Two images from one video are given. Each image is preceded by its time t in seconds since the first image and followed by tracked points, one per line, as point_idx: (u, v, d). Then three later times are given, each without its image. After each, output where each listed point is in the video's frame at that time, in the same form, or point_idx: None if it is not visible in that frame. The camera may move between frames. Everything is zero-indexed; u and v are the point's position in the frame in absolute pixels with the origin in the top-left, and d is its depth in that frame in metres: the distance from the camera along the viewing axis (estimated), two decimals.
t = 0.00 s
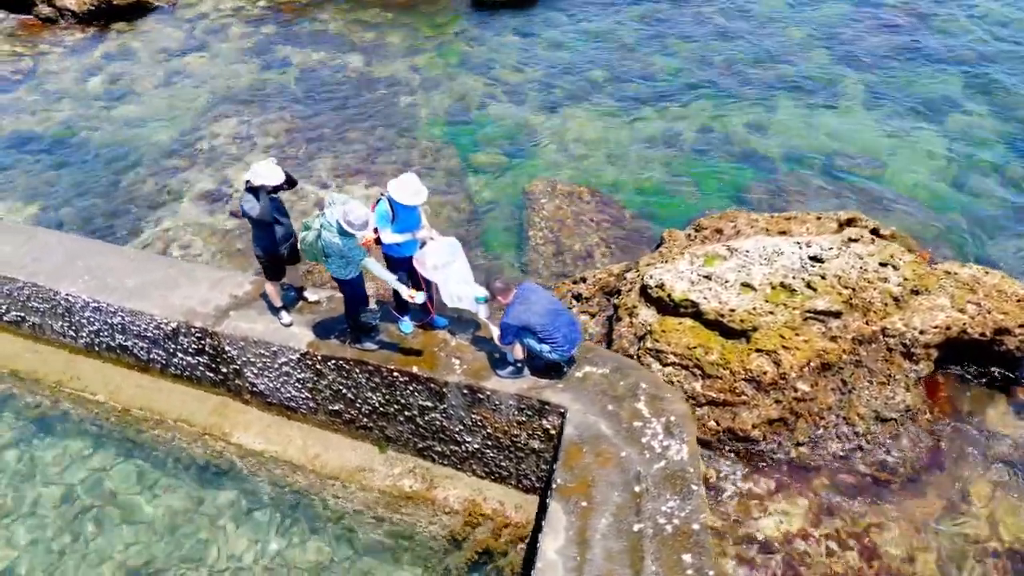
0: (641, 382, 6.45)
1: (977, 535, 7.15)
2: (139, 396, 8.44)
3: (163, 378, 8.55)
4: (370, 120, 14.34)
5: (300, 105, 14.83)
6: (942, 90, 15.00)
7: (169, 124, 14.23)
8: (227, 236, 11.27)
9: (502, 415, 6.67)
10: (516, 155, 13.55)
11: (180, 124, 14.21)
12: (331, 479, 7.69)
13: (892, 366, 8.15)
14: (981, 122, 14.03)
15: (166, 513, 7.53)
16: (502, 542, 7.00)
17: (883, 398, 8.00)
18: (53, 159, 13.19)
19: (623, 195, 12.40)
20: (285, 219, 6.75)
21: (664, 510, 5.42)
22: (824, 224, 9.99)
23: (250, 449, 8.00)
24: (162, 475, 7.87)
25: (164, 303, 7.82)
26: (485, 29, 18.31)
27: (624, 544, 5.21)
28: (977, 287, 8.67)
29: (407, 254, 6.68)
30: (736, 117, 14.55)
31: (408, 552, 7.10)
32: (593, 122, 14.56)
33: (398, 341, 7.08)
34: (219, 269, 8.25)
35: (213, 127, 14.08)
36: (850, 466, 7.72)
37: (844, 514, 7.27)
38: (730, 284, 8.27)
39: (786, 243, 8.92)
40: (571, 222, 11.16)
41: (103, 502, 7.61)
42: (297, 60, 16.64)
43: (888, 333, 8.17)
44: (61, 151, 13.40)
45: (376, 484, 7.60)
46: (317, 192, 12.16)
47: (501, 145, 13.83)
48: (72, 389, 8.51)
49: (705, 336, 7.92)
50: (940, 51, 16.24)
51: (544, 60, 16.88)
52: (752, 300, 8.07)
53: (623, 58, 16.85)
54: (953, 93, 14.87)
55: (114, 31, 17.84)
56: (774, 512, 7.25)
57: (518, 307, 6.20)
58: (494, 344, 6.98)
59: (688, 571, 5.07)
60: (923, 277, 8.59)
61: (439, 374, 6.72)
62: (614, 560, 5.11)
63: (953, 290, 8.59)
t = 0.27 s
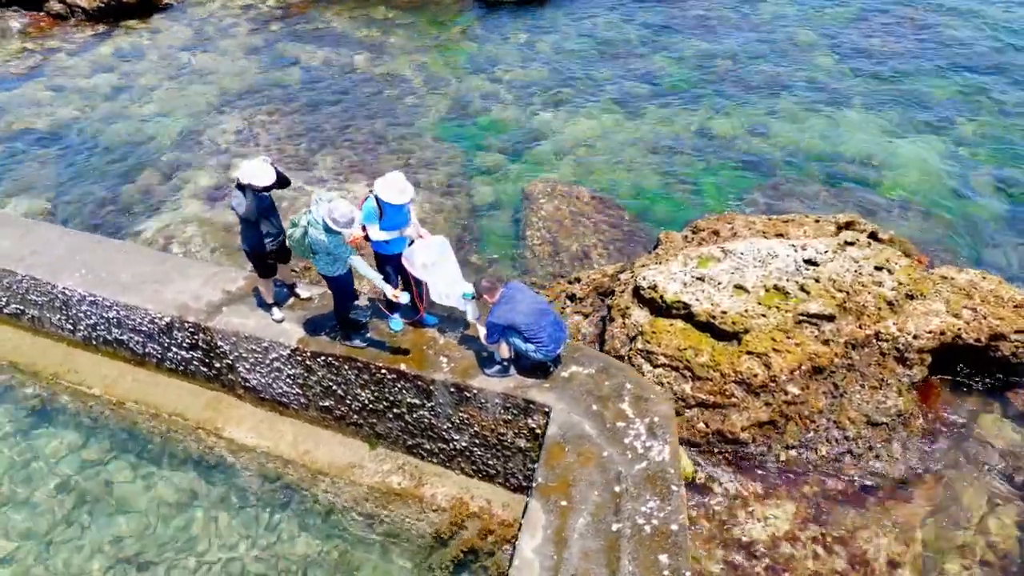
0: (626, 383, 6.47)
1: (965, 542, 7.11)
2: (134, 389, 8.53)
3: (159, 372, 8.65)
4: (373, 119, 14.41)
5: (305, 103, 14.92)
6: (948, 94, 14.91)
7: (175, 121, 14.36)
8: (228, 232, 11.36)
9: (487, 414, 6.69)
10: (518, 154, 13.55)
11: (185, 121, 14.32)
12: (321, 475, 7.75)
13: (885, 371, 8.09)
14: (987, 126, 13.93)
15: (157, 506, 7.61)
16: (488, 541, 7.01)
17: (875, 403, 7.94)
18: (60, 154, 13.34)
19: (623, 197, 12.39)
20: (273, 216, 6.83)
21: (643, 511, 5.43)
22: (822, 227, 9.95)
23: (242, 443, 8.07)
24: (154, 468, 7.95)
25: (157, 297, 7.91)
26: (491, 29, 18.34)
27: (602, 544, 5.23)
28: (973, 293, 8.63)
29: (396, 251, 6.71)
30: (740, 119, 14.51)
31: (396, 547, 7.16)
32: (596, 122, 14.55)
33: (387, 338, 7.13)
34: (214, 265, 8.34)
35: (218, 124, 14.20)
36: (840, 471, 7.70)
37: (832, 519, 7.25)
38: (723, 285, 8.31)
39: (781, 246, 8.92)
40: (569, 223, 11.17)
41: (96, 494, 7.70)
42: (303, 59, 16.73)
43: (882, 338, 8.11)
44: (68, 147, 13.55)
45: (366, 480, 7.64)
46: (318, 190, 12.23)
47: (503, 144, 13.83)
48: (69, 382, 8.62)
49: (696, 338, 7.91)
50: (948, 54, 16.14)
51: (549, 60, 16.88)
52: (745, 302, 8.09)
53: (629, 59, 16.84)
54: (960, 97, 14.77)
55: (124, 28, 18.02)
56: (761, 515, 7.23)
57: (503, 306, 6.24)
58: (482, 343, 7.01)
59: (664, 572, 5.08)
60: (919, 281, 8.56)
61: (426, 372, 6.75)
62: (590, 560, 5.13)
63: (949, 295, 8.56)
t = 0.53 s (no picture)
0: (611, 382, 6.47)
1: (954, 547, 7.07)
2: (130, 381, 8.62)
3: (154, 365, 8.73)
4: (376, 116, 14.46)
5: (309, 100, 15.00)
6: (955, 96, 14.81)
7: (180, 117, 14.48)
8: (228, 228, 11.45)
9: (474, 411, 6.71)
10: (519, 152, 13.55)
11: (191, 118, 14.45)
12: (310, 469, 7.81)
13: (877, 374, 8.06)
14: (993, 129, 13.84)
15: (149, 497, 7.69)
16: (473, 538, 7.06)
17: (866, 406, 7.92)
18: (66, 148, 13.49)
19: (623, 196, 12.38)
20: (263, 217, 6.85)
21: (622, 509, 5.43)
22: (820, 229, 9.91)
23: (234, 436, 8.14)
24: (148, 460, 8.03)
25: (153, 290, 7.99)
26: (497, 28, 18.36)
27: (579, 541, 5.24)
28: (969, 297, 8.57)
29: (383, 246, 6.76)
30: (743, 121, 14.47)
31: (383, 541, 7.20)
32: (599, 121, 14.54)
33: (376, 334, 7.17)
34: (209, 260, 8.41)
35: (222, 121, 14.30)
36: (829, 474, 7.68)
37: (820, 522, 7.22)
38: (716, 286, 8.30)
39: (776, 247, 8.88)
40: (566, 223, 11.17)
41: (89, 484, 7.79)
42: (309, 56, 16.83)
43: (875, 341, 8.08)
44: (75, 142, 13.70)
45: (355, 475, 7.69)
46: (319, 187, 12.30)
47: (505, 142, 13.84)
48: (66, 373, 8.72)
49: (687, 338, 7.91)
50: (955, 57, 16.04)
51: (554, 59, 16.87)
52: (737, 303, 8.08)
53: (634, 59, 16.82)
54: (966, 100, 14.68)
55: (134, 25, 18.19)
56: (748, 517, 7.23)
57: (488, 304, 6.25)
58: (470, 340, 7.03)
59: (640, 570, 5.08)
60: (914, 285, 8.51)
61: (413, 369, 6.78)
62: (566, 557, 5.14)
63: (944, 299, 8.50)
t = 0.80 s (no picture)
0: (597, 382, 6.47)
1: (943, 554, 7.01)
2: (127, 375, 8.71)
3: (151, 358, 8.82)
4: (380, 115, 14.51)
5: (314, 98, 15.07)
6: (963, 100, 14.69)
7: (186, 113, 14.60)
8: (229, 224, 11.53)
9: (461, 409, 6.72)
10: (522, 153, 13.55)
11: (197, 114, 14.56)
12: (301, 464, 7.87)
13: (871, 378, 7.97)
14: (1000, 134, 13.71)
15: (141, 489, 7.77)
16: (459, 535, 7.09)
17: (858, 410, 7.83)
18: (74, 143, 13.63)
19: (624, 197, 12.35)
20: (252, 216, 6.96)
21: (602, 509, 5.43)
22: (819, 233, 9.86)
23: (227, 430, 8.22)
24: (141, 452, 8.12)
25: (150, 284, 8.06)
26: (504, 27, 18.38)
27: (557, 540, 5.24)
28: (967, 302, 8.50)
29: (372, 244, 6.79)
30: (748, 123, 14.40)
31: (371, 538, 7.27)
32: (602, 122, 14.51)
33: (366, 331, 7.20)
34: (206, 255, 8.47)
35: (228, 118, 14.40)
36: (820, 478, 7.63)
37: (808, 526, 7.20)
38: (710, 288, 8.29)
39: (772, 250, 8.87)
40: (565, 224, 11.16)
41: (84, 475, 7.89)
42: (316, 54, 16.91)
43: (869, 345, 8.03)
44: (82, 137, 13.84)
45: (344, 471, 7.75)
46: (320, 185, 12.35)
47: (508, 142, 13.84)
48: (64, 365, 8.83)
49: (678, 339, 7.90)
50: (964, 61, 15.91)
51: (560, 59, 16.86)
52: (730, 305, 8.07)
53: (640, 60, 16.80)
54: (974, 104, 14.55)
55: (145, 22, 18.35)
56: (736, 520, 7.21)
57: (474, 302, 6.25)
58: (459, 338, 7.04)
59: (616, 570, 5.09)
60: (910, 289, 8.46)
61: (401, 366, 6.81)
62: (544, 555, 5.15)
63: (941, 304, 8.44)
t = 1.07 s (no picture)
0: (583, 381, 6.46)
1: (933, 561, 6.94)
2: (124, 367, 8.80)
3: (148, 351, 8.91)
4: (385, 113, 14.55)
5: (321, 96, 15.14)
6: (974, 104, 14.52)
7: (194, 110, 14.72)
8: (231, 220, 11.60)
9: (447, 406, 6.73)
10: (525, 152, 13.54)
11: (203, 111, 14.67)
12: (291, 459, 7.92)
13: (864, 383, 7.94)
14: (1011, 137, 13.54)
15: (135, 480, 7.86)
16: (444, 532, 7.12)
17: (851, 415, 7.81)
18: (81, 138, 13.77)
19: (626, 198, 12.31)
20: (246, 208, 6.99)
21: (580, 508, 5.43)
22: (818, 236, 9.79)
23: (220, 424, 8.29)
24: (136, 444, 8.21)
25: (145, 278, 8.14)
26: (512, 27, 18.38)
27: (534, 539, 5.24)
28: (965, 307, 8.41)
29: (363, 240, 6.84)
30: (754, 125, 14.31)
31: (360, 532, 7.29)
32: (607, 122, 14.47)
33: (356, 327, 7.24)
34: (202, 249, 8.53)
35: (234, 115, 14.50)
36: (810, 482, 7.58)
37: (795, 530, 7.15)
38: (703, 290, 8.27)
39: (769, 252, 8.81)
40: (565, 223, 11.14)
41: (79, 465, 7.98)
42: (323, 52, 16.99)
43: (863, 349, 7.94)
44: (90, 132, 13.98)
45: (334, 466, 7.79)
46: (322, 181, 12.40)
47: (511, 141, 13.83)
48: (63, 357, 8.93)
49: (670, 340, 7.86)
50: (976, 64, 15.74)
51: (567, 59, 16.83)
52: (723, 307, 8.03)
53: (647, 60, 16.73)
54: (984, 108, 14.38)
55: (157, 20, 18.52)
56: (724, 523, 7.18)
57: (460, 301, 6.27)
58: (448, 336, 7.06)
59: (592, 570, 5.08)
60: (907, 294, 8.38)
61: (388, 362, 6.83)
62: (520, 553, 5.15)
63: (938, 309, 8.35)
